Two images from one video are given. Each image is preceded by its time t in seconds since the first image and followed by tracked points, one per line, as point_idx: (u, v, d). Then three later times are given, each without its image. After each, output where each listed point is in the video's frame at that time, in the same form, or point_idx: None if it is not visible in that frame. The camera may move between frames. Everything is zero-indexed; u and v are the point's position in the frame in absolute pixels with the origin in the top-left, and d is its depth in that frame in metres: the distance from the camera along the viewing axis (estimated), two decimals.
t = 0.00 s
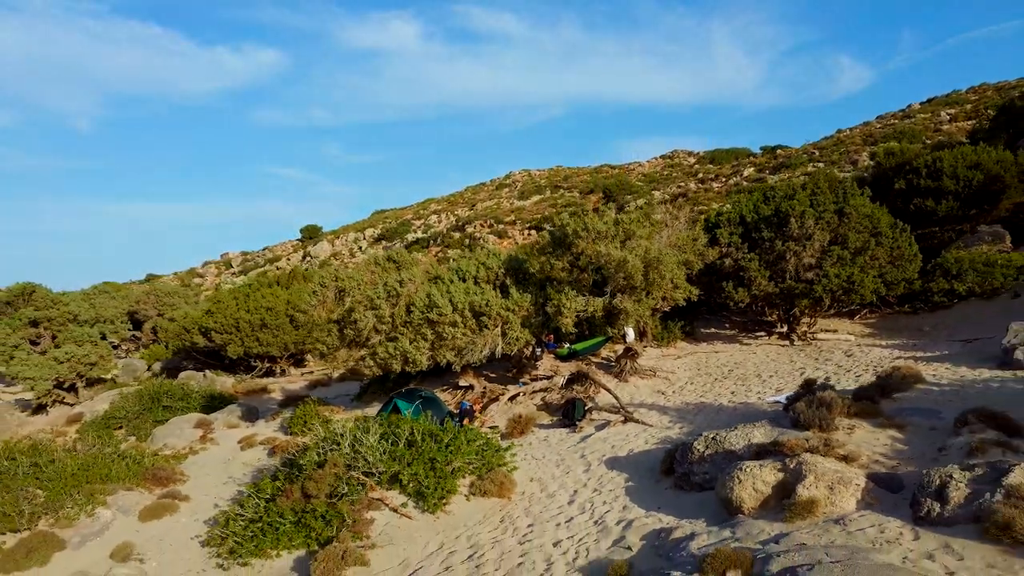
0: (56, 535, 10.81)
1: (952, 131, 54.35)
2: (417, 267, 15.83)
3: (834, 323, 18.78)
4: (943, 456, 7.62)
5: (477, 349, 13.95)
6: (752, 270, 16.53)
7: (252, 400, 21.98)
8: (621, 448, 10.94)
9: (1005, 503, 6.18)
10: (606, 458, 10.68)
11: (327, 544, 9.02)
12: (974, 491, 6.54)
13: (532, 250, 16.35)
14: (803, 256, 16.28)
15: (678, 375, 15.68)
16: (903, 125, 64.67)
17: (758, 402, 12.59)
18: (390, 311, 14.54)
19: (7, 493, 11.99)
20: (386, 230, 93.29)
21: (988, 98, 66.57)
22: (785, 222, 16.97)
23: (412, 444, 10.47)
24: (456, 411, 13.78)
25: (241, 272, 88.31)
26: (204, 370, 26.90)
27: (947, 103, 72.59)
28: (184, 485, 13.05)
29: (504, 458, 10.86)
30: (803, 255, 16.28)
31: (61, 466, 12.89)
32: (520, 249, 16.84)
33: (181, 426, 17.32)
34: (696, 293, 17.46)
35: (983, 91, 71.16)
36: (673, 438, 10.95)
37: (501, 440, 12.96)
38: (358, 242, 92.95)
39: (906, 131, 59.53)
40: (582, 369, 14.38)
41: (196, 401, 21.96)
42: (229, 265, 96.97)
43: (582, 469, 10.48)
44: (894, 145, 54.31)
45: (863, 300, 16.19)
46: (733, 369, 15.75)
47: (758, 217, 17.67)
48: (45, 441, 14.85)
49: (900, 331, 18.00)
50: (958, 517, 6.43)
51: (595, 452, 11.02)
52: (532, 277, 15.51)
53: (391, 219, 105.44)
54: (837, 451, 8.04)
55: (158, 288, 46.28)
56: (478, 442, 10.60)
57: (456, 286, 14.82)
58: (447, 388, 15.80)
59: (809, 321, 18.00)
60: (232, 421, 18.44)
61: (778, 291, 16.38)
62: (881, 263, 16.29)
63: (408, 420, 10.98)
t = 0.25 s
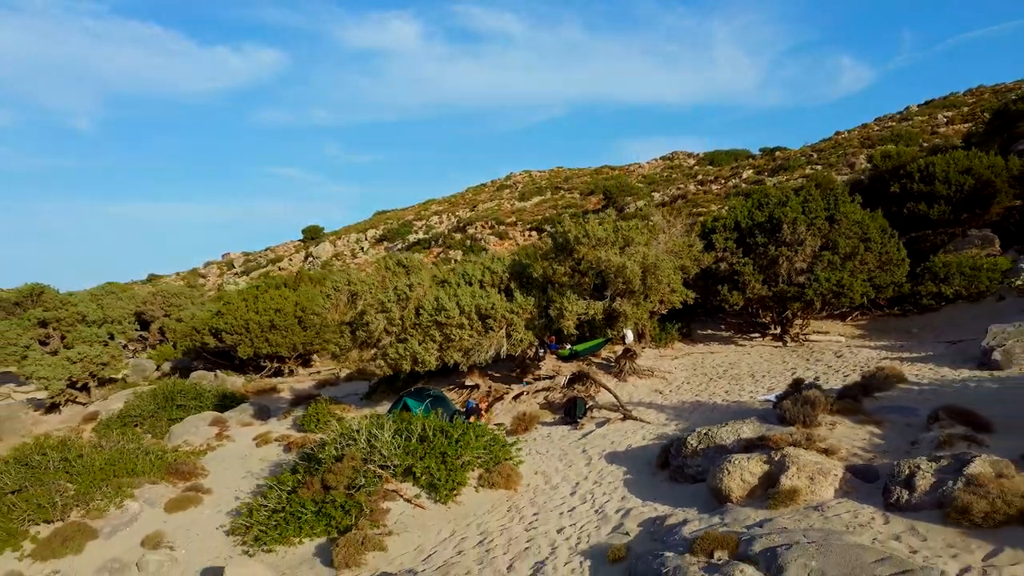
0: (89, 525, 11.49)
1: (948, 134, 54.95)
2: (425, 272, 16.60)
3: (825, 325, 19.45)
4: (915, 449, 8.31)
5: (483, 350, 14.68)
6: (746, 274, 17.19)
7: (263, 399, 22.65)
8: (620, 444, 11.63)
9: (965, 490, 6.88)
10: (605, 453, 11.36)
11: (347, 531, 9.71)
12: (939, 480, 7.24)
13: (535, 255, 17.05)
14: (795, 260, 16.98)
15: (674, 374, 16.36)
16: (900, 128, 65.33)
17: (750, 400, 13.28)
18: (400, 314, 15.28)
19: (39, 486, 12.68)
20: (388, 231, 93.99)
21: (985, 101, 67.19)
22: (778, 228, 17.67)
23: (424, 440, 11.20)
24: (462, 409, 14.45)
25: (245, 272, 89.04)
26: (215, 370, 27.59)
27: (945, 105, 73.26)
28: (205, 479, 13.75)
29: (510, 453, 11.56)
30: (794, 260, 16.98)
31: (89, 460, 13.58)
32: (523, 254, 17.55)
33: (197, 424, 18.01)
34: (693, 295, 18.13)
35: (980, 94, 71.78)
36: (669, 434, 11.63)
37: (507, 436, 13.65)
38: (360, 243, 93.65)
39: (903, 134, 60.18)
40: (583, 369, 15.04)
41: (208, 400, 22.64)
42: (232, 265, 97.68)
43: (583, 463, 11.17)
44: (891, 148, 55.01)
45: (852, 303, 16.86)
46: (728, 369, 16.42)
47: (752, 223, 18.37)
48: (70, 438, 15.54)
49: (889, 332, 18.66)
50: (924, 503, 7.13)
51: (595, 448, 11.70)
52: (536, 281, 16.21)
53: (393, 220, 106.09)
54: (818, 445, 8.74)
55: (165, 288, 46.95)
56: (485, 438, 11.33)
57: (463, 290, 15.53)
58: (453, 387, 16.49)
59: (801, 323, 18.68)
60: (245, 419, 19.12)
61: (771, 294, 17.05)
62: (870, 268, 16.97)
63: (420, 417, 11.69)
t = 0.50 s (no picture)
0: (126, 513, 12.34)
1: (944, 137, 55.73)
2: (435, 277, 17.53)
3: (817, 326, 20.29)
4: (887, 442, 9.18)
5: (490, 351, 15.62)
6: (740, 279, 18.06)
7: (276, 398, 23.50)
8: (620, 439, 12.49)
9: (926, 478, 7.74)
10: (606, 448, 12.22)
11: (370, 518, 10.57)
12: (904, 469, 8.12)
13: (539, 261, 17.92)
14: (786, 266, 17.84)
15: (672, 374, 17.22)
16: (897, 131, 66.12)
17: (742, 398, 14.12)
18: (412, 317, 16.22)
19: (76, 478, 13.54)
20: (390, 232, 94.85)
21: (982, 104, 67.91)
22: (771, 235, 18.54)
23: (438, 436, 12.08)
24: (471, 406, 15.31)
25: (249, 273, 89.87)
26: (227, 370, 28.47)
27: (941, 109, 74.09)
28: (229, 473, 14.62)
29: (518, 448, 12.44)
30: (786, 266, 17.84)
31: (120, 454, 14.44)
32: (528, 259, 18.43)
33: (216, 422, 18.90)
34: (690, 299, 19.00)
35: (977, 98, 72.50)
36: (665, 429, 12.50)
37: (513, 432, 14.51)
38: (363, 243, 94.51)
39: (900, 137, 60.98)
40: (585, 369, 15.88)
41: (224, 398, 23.52)
42: (236, 265, 98.51)
43: (586, 456, 12.04)
44: (887, 151, 55.85)
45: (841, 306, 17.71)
46: (723, 369, 17.27)
47: (746, 230, 19.23)
48: (99, 433, 16.39)
49: (878, 335, 19.51)
50: (890, 489, 8.00)
51: (596, 443, 12.57)
52: (540, 286, 17.08)
53: (395, 221, 106.98)
54: (800, 439, 9.61)
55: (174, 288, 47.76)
56: (494, 435, 12.22)
57: (471, 294, 16.43)
58: (461, 385, 17.34)
59: (793, 325, 19.52)
60: (261, 416, 20.00)
61: (764, 297, 17.91)
62: (858, 273, 17.82)
63: (434, 415, 12.58)
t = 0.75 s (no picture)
0: (157, 505, 13.14)
1: (941, 141, 56.49)
2: (444, 283, 18.42)
3: (810, 328, 21.08)
4: (865, 437, 9.98)
5: (498, 352, 16.34)
6: (735, 283, 18.87)
7: (288, 397, 24.29)
8: (621, 435, 13.29)
9: (897, 468, 8.55)
10: (607, 443, 13.02)
11: (388, 507, 11.36)
12: (878, 461, 8.92)
13: (543, 266, 18.75)
14: (779, 271, 18.66)
15: (670, 374, 18.02)
16: (895, 134, 66.90)
17: (736, 397, 14.92)
18: (422, 320, 17.10)
19: (107, 472, 14.35)
20: (393, 233, 95.69)
21: (978, 107, 68.65)
22: (765, 241, 19.36)
23: (449, 432, 12.90)
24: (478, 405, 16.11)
25: (252, 273, 90.71)
26: (239, 370, 29.30)
27: (938, 111, 74.89)
28: (250, 468, 15.45)
29: (524, 444, 13.26)
30: (779, 271, 18.66)
31: (147, 450, 15.25)
32: (532, 265, 19.26)
33: (234, 420, 19.73)
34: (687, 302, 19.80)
35: (974, 101, 73.23)
36: (663, 426, 13.30)
37: (519, 429, 15.31)
38: (365, 244, 95.32)
39: (897, 140, 61.77)
40: (587, 370, 16.67)
41: (237, 398, 24.34)
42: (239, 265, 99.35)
43: (588, 451, 12.84)
44: (884, 154, 56.66)
45: (832, 310, 18.51)
46: (719, 369, 18.06)
47: (741, 236, 20.05)
48: (123, 431, 17.21)
49: (869, 337, 20.27)
50: (866, 479, 8.81)
51: (598, 439, 13.37)
52: (544, 290, 17.88)
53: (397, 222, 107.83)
54: (786, 434, 10.42)
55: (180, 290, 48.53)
56: (502, 432, 13.04)
57: (478, 298, 17.27)
58: (468, 385, 18.13)
59: (787, 327, 20.31)
60: (276, 415, 20.83)
61: (758, 301, 18.71)
62: (849, 278, 18.62)
63: (445, 413, 13.41)
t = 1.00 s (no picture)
0: (185, 496, 14.03)
1: (936, 144, 57.30)
2: (452, 287, 19.38)
3: (802, 330, 21.95)
4: (844, 432, 10.87)
5: (503, 353, 17.26)
6: (729, 287, 19.75)
7: (299, 396, 25.18)
8: (619, 431, 14.18)
9: (868, 459, 9.45)
10: (606, 439, 13.91)
11: (403, 497, 12.23)
12: (852, 452, 9.82)
13: (546, 271, 19.65)
14: (771, 275, 19.54)
15: (666, 374, 18.89)
16: (891, 137, 67.74)
17: (728, 395, 15.79)
18: (432, 322, 18.06)
19: (136, 467, 15.26)
20: (395, 233, 96.55)
21: (974, 110, 69.47)
22: (757, 247, 20.26)
23: (459, 428, 13.80)
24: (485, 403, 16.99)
25: (256, 273, 91.59)
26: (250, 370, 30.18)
27: (935, 114, 75.77)
28: (269, 462, 16.34)
29: (529, 440, 14.16)
30: (771, 275, 19.55)
31: (173, 445, 16.15)
32: (535, 270, 20.16)
33: (250, 417, 20.63)
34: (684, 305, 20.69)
35: (971, 104, 74.03)
36: (658, 422, 14.18)
37: (523, 425, 16.19)
38: (368, 245, 96.20)
39: (893, 143, 62.63)
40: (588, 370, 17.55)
41: (251, 396, 25.22)
42: (242, 266, 100.21)
43: (589, 446, 13.73)
44: (880, 157, 57.54)
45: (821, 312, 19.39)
46: (713, 369, 18.93)
47: (735, 242, 20.94)
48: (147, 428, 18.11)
49: (857, 339, 21.10)
50: (841, 468, 9.70)
51: (598, 434, 14.26)
52: (546, 294, 18.79)
53: (399, 223, 108.69)
54: (771, 429, 11.32)
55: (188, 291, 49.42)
56: (508, 428, 13.94)
57: (485, 302, 18.19)
58: (474, 383, 19.02)
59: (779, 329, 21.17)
60: (289, 412, 21.73)
61: (751, 304, 19.60)
62: (838, 282, 19.53)
63: (454, 410, 14.30)
